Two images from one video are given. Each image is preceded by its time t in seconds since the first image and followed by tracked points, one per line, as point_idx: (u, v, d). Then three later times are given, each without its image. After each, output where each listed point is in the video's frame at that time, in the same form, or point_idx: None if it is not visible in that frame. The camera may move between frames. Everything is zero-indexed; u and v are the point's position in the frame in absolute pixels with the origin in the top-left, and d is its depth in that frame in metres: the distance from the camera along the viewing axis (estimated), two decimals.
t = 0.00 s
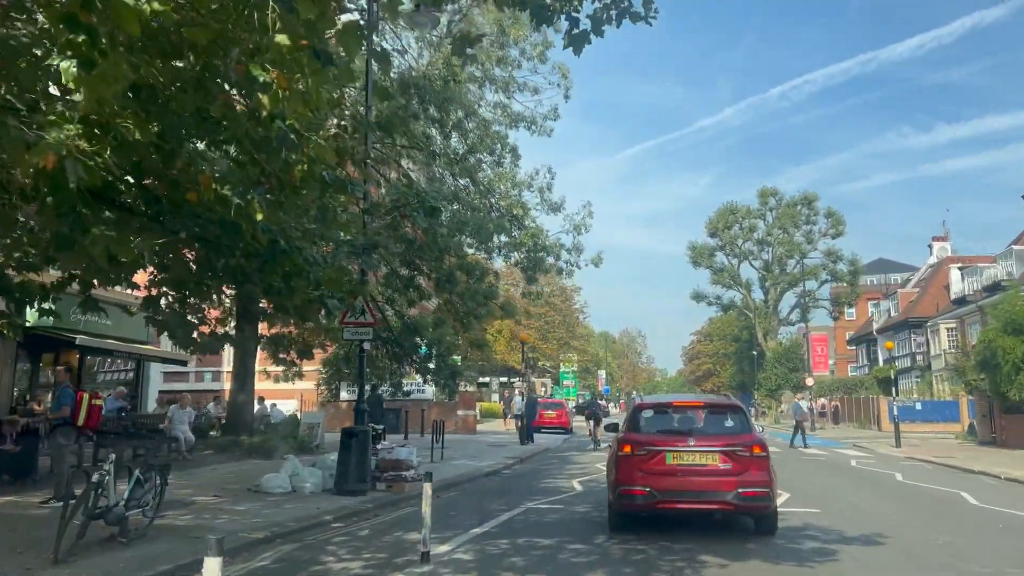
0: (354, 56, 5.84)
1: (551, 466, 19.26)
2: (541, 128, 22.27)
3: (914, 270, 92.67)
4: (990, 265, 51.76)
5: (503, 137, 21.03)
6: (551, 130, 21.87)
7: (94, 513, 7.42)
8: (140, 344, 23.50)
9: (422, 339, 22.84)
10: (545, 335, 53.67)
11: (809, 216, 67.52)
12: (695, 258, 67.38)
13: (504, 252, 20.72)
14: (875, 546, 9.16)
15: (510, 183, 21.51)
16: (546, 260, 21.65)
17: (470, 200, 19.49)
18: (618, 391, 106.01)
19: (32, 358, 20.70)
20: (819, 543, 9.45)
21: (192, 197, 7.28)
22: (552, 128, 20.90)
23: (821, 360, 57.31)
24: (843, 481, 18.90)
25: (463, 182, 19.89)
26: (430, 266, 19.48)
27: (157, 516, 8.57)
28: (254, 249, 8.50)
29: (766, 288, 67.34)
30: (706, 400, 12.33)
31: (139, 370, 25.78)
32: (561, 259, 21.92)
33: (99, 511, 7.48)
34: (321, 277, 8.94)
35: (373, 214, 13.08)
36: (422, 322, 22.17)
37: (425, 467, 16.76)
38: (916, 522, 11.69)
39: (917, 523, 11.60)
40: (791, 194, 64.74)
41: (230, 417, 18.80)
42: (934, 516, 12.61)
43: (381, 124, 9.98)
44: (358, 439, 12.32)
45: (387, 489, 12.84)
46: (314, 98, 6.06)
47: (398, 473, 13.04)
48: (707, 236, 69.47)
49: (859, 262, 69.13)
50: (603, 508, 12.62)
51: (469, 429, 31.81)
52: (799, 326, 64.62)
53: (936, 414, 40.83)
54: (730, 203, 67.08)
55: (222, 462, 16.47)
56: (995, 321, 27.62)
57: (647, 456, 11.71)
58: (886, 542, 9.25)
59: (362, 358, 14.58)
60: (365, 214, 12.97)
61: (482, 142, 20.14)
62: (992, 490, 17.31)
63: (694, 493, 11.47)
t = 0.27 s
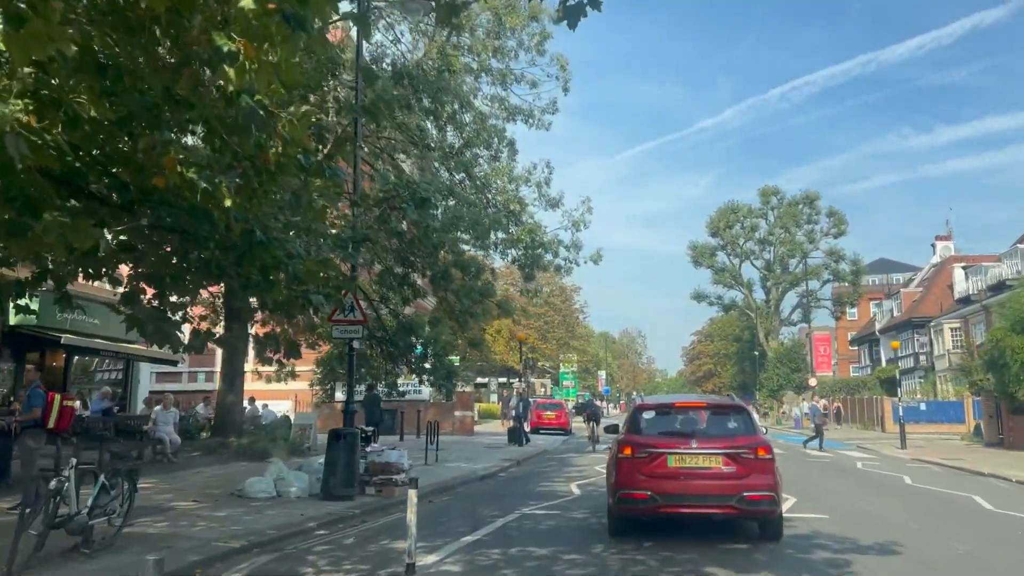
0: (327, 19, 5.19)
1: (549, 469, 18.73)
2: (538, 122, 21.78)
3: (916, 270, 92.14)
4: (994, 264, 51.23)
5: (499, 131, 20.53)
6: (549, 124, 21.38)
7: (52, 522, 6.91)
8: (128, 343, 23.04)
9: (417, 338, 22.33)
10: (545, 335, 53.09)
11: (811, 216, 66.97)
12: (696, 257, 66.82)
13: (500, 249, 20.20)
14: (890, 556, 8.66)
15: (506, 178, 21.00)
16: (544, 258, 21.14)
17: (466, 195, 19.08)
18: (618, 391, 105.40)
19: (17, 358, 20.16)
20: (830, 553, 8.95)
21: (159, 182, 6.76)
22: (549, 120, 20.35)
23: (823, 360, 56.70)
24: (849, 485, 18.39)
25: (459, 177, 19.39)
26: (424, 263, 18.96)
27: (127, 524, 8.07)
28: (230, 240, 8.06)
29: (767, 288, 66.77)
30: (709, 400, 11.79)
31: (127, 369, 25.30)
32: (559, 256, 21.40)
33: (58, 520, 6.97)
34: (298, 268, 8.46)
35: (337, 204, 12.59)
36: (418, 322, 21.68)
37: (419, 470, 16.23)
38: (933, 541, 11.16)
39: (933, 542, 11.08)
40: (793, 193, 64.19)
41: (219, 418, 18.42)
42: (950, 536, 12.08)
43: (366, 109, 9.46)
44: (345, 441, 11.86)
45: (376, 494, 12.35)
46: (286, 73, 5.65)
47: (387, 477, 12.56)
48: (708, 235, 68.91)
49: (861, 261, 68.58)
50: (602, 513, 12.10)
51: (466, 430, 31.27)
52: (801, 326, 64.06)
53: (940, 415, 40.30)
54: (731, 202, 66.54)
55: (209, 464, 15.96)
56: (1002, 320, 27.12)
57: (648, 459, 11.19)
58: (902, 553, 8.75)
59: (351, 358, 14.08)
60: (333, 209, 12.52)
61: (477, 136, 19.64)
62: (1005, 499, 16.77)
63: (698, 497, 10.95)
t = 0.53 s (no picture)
0: None
1: (546, 472, 18.23)
2: (537, 117, 21.31)
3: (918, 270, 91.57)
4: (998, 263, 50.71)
5: (496, 126, 20.06)
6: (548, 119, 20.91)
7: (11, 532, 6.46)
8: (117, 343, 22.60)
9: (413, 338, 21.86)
10: (544, 335, 52.55)
11: (812, 215, 66.46)
12: (697, 257, 66.30)
13: (497, 246, 19.71)
14: (906, 568, 8.17)
15: (503, 173, 20.52)
16: (542, 255, 20.65)
17: (461, 190, 18.74)
18: (618, 392, 104.85)
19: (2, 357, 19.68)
20: (843, 564, 8.46)
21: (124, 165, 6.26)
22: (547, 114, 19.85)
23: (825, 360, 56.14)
24: (854, 489, 17.91)
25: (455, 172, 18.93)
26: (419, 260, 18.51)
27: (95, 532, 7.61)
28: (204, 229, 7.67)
29: (768, 288, 66.27)
30: (712, 401, 11.29)
31: (118, 370, 24.86)
32: (558, 253, 20.92)
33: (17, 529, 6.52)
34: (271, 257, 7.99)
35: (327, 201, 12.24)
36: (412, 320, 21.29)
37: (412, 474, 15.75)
38: (945, 551, 10.70)
39: (946, 552, 10.62)
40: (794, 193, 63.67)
41: (208, 418, 17.96)
42: (962, 544, 11.62)
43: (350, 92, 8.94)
44: (332, 445, 11.38)
45: (366, 498, 11.87)
46: (256, 37, 5.33)
47: (377, 481, 12.08)
48: (709, 234, 68.42)
49: (863, 261, 68.06)
50: (602, 519, 11.62)
51: (464, 431, 30.76)
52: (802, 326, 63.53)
53: (944, 416, 39.77)
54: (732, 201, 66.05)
55: (196, 467, 15.49)
56: (1009, 319, 26.62)
57: (649, 462, 10.71)
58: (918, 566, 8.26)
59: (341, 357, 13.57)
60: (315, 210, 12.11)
61: (474, 131, 19.19)
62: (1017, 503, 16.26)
63: (701, 502, 10.48)
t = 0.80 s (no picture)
0: None
1: (544, 474, 17.79)
2: (534, 111, 20.89)
3: (919, 270, 91.13)
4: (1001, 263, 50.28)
5: (492, 120, 19.65)
6: (545, 113, 20.50)
7: None
8: (107, 343, 22.17)
9: (409, 337, 21.42)
10: (543, 335, 51.99)
11: (813, 215, 66.06)
12: (697, 257, 65.84)
13: (494, 243, 19.29)
14: None
15: (500, 168, 20.10)
16: (539, 252, 20.23)
17: (457, 184, 18.22)
18: (618, 393, 104.33)
19: None
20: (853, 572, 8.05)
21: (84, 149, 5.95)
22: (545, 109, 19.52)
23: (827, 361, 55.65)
24: (858, 491, 17.49)
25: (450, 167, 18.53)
26: (413, 256, 18.09)
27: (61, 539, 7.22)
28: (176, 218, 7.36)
29: (769, 288, 65.83)
30: (713, 401, 10.85)
31: (108, 369, 24.41)
32: (555, 250, 20.50)
33: None
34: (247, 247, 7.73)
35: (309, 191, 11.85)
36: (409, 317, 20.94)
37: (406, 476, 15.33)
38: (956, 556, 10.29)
39: (958, 557, 10.20)
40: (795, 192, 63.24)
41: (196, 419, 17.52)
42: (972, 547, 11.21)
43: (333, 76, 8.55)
44: (320, 447, 10.93)
45: (355, 502, 11.43)
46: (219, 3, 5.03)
47: (367, 484, 11.64)
48: (709, 234, 67.99)
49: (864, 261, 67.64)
50: (600, 524, 11.20)
51: (461, 432, 30.31)
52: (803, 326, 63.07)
53: (947, 417, 39.32)
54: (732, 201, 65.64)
55: (183, 470, 15.06)
56: (1015, 319, 26.20)
57: (649, 464, 10.29)
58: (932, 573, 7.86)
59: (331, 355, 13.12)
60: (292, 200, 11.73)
61: (470, 126, 18.78)
62: None
63: (702, 505, 10.06)
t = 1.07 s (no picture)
0: None
1: (541, 476, 17.32)
2: (532, 105, 20.44)
3: (920, 269, 90.67)
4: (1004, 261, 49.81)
5: (489, 114, 19.21)
6: (543, 107, 20.04)
7: None
8: (95, 342, 21.70)
9: (404, 336, 20.96)
10: (543, 335, 51.50)
11: (814, 214, 65.59)
12: (698, 256, 65.37)
13: (490, 239, 18.86)
14: None
15: (497, 163, 19.65)
16: (538, 249, 19.77)
17: (453, 179, 17.76)
18: (618, 393, 103.83)
19: None
20: None
21: (35, 126, 5.41)
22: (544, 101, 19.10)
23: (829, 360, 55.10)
24: (864, 494, 17.02)
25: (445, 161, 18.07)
26: (407, 253, 17.64)
27: (21, 548, 6.79)
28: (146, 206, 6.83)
29: (770, 287, 65.34)
30: (717, 402, 10.37)
31: (98, 369, 23.93)
32: (554, 247, 20.05)
33: None
34: (224, 239, 7.10)
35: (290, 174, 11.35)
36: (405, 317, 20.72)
37: (399, 478, 14.87)
38: (973, 564, 9.82)
39: (973, 564, 9.76)
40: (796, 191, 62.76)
41: (185, 419, 17.10)
42: (988, 554, 10.74)
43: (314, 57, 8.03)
44: (306, 450, 10.47)
45: (344, 506, 11.00)
46: None
47: (357, 488, 11.17)
48: (709, 233, 67.51)
49: (865, 260, 67.17)
50: (598, 530, 10.73)
51: (459, 434, 29.85)
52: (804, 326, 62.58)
53: (952, 417, 38.85)
54: (733, 199, 65.19)
55: (169, 472, 14.60)
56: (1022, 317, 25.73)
57: (650, 467, 9.83)
58: None
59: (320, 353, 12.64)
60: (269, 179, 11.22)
61: (466, 120, 18.33)
62: None
63: (705, 510, 9.60)
